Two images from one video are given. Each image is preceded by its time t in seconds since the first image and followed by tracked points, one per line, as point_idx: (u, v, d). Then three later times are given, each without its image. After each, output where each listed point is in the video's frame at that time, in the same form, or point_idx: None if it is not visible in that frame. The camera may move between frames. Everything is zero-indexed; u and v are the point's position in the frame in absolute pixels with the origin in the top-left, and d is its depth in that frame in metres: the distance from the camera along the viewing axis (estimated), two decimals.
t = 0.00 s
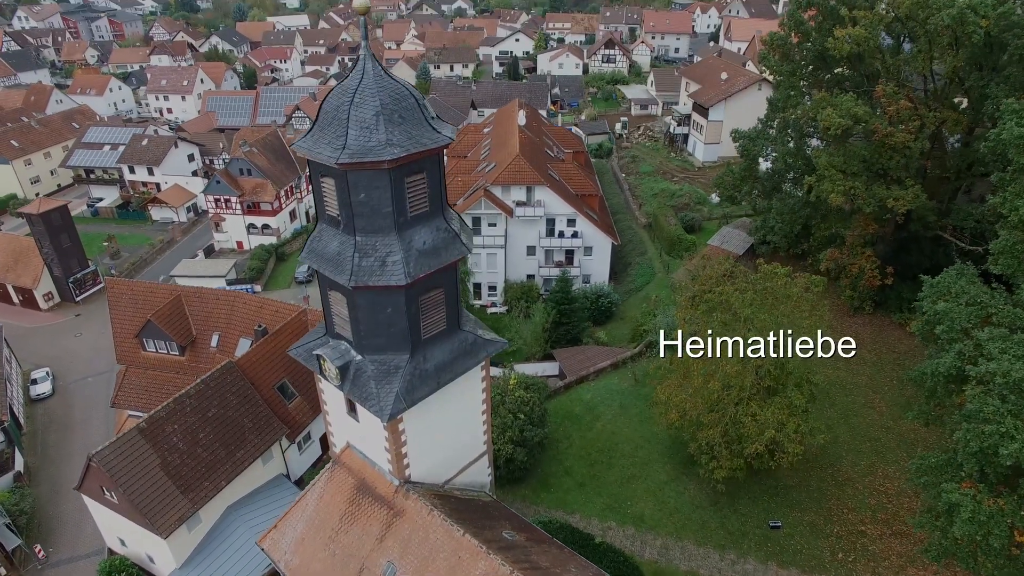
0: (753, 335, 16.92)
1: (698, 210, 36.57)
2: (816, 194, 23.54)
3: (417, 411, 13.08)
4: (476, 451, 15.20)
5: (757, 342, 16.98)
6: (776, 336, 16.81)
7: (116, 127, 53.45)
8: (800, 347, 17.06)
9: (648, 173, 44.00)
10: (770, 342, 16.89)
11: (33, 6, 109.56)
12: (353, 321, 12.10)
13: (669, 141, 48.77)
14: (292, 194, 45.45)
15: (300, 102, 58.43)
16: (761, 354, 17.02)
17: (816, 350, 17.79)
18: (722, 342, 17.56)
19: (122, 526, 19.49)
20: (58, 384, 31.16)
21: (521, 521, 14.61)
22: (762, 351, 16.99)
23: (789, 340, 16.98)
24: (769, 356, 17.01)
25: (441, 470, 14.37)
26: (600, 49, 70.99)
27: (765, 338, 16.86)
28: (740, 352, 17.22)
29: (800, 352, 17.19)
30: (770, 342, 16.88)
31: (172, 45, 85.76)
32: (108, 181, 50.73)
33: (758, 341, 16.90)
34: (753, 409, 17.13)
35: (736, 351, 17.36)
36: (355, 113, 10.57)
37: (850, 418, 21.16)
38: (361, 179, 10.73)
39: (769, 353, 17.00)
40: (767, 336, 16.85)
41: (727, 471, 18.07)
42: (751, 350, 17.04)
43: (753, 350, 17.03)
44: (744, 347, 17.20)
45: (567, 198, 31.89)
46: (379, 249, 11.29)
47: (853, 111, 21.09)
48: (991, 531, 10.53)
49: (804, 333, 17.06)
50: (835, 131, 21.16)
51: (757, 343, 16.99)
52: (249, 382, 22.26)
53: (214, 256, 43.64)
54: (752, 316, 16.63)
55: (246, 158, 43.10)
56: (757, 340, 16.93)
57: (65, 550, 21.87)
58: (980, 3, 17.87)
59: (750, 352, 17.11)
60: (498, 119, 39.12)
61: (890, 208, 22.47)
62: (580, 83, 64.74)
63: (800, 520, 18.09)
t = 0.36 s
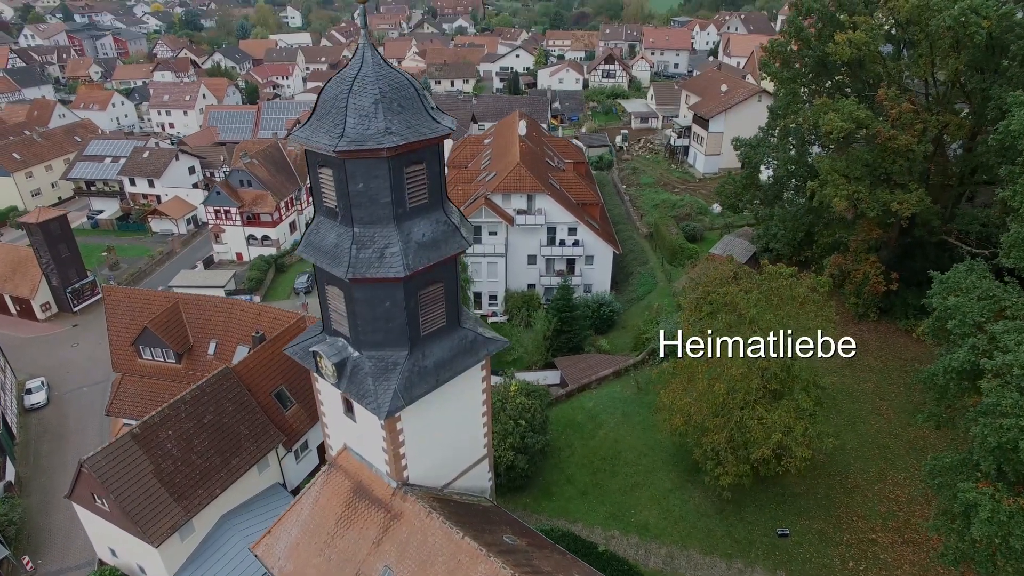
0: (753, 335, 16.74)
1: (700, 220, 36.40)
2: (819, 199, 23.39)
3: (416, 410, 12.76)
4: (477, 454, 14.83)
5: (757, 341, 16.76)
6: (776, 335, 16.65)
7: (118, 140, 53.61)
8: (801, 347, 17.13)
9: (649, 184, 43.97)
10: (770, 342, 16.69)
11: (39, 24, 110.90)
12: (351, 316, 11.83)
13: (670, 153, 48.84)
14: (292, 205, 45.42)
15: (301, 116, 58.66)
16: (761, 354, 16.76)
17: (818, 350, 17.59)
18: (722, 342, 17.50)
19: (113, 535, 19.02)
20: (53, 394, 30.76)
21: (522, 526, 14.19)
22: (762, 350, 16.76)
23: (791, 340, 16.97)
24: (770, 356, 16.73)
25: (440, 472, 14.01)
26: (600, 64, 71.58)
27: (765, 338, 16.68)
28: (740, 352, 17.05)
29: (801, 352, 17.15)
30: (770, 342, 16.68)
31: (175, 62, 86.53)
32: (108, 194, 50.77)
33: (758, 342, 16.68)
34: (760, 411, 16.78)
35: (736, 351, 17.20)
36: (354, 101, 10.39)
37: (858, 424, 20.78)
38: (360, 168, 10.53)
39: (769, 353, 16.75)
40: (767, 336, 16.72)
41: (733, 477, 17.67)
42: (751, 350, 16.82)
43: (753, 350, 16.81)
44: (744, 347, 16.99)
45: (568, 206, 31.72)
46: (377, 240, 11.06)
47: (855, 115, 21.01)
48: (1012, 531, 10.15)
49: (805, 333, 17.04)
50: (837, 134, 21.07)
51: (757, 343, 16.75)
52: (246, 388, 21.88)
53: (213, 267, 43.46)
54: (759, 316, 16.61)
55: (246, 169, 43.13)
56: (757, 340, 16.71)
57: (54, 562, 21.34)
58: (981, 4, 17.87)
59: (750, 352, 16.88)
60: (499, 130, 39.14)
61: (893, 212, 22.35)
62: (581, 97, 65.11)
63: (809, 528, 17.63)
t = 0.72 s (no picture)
0: (753, 335, 16.83)
1: (701, 231, 36.26)
2: (821, 206, 23.26)
3: (414, 410, 12.46)
4: (476, 458, 14.49)
5: (757, 342, 16.80)
6: (776, 335, 16.62)
7: (119, 153, 53.77)
8: (802, 348, 16.85)
9: (649, 196, 43.95)
10: (770, 342, 16.67)
11: (44, 43, 112.17)
12: (347, 312, 11.59)
13: (670, 165, 48.94)
14: (292, 217, 45.36)
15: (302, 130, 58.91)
16: (761, 354, 16.75)
17: (819, 350, 17.20)
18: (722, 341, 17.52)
19: (104, 545, 18.58)
20: (47, 405, 30.38)
21: (523, 532, 13.80)
22: (762, 350, 16.73)
23: (791, 341, 16.64)
24: (770, 356, 16.68)
25: (438, 476, 13.66)
26: (599, 80, 72.19)
27: (765, 338, 16.71)
28: (741, 352, 17.10)
29: (802, 352, 16.86)
30: (770, 342, 16.66)
31: (178, 79, 87.26)
32: (108, 206, 50.81)
33: (758, 342, 16.71)
34: (764, 415, 16.49)
35: (736, 351, 17.24)
36: (352, 91, 10.26)
37: (864, 432, 20.43)
38: (358, 159, 10.38)
39: (770, 353, 16.71)
40: (767, 336, 16.73)
41: (737, 485, 17.30)
42: (751, 350, 16.87)
43: (753, 351, 16.83)
44: (745, 348, 17.02)
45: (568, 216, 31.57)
46: (375, 233, 10.87)
47: (856, 119, 20.97)
48: None
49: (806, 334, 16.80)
50: (838, 139, 21.00)
51: (757, 344, 16.78)
52: (242, 396, 21.54)
53: (211, 279, 43.28)
54: (763, 317, 16.68)
55: (246, 181, 43.18)
56: (757, 340, 16.74)
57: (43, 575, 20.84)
58: (981, 7, 17.88)
59: (750, 352, 16.92)
60: (499, 142, 39.17)
61: (896, 217, 22.22)
62: (581, 112, 65.52)
63: (817, 536, 17.22)
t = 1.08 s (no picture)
0: (752, 335, 16.73)
1: (702, 242, 36.11)
2: (823, 212, 23.15)
3: (412, 410, 12.15)
4: (475, 463, 14.16)
5: (757, 342, 16.68)
6: (776, 335, 16.44)
7: (120, 167, 53.94)
8: (802, 347, 16.67)
9: (650, 208, 43.93)
10: (770, 342, 16.52)
11: (49, 60, 113.36)
12: (344, 308, 11.36)
13: (670, 179, 49.00)
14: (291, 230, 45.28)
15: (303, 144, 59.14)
16: (761, 354, 16.62)
17: (819, 350, 17.15)
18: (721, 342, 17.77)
19: (94, 555, 18.13)
20: (42, 416, 30.01)
21: (524, 538, 13.43)
22: (762, 350, 16.58)
23: (791, 340, 16.45)
24: (770, 356, 16.50)
25: (436, 481, 13.32)
26: (600, 95, 72.80)
27: (765, 338, 16.56)
28: (740, 352, 17.08)
29: (802, 352, 16.70)
30: (770, 342, 16.49)
31: (181, 95, 88.00)
32: (109, 220, 50.86)
33: (757, 341, 16.59)
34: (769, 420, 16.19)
35: (736, 351, 17.30)
36: (350, 82, 10.15)
37: (870, 440, 20.09)
38: (356, 151, 10.24)
39: (769, 353, 16.55)
40: (767, 335, 16.59)
41: (743, 493, 16.93)
42: (751, 350, 16.76)
43: (753, 350, 16.71)
44: (745, 348, 16.98)
45: (568, 226, 31.39)
46: (373, 227, 10.69)
47: (857, 125, 20.95)
48: None
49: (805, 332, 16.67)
50: (840, 144, 20.95)
51: (757, 344, 16.65)
52: (238, 403, 21.21)
53: (210, 291, 43.09)
54: (767, 318, 16.53)
55: (246, 193, 43.23)
56: (757, 340, 16.62)
57: None
58: (981, 11, 17.92)
59: (750, 352, 16.82)
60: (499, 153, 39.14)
61: (900, 223, 22.09)
62: (581, 127, 65.91)
63: (824, 546, 16.83)
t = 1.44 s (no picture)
0: (752, 335, 16.64)
1: (704, 252, 35.95)
2: (824, 219, 23.04)
3: (409, 409, 11.86)
4: (475, 467, 13.82)
5: (757, 342, 16.59)
6: (776, 334, 16.29)
7: (121, 180, 54.07)
8: (801, 347, 16.37)
9: (651, 220, 43.87)
10: (770, 342, 16.41)
11: (53, 79, 114.58)
12: (341, 305, 11.13)
13: (671, 191, 49.05)
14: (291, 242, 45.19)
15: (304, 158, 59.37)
16: (761, 354, 16.53)
17: (820, 350, 16.68)
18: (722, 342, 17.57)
19: (83, 566, 17.70)
20: (35, 427, 29.64)
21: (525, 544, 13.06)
22: (762, 350, 16.52)
23: (792, 338, 16.27)
24: (769, 356, 16.39)
25: (435, 485, 12.98)
26: (600, 111, 73.32)
27: (765, 338, 16.46)
28: (740, 352, 17.01)
29: (802, 352, 16.39)
30: (770, 342, 16.40)
31: (184, 112, 88.63)
32: (109, 233, 50.90)
33: (757, 341, 16.51)
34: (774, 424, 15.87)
35: (737, 351, 17.17)
36: (349, 73, 10.05)
37: (877, 448, 19.76)
38: (354, 142, 10.11)
39: (769, 353, 16.46)
40: (767, 335, 16.49)
41: (748, 501, 16.57)
42: (750, 350, 16.69)
43: (752, 350, 16.63)
44: (745, 348, 16.89)
45: (569, 236, 31.20)
46: (371, 220, 10.51)
47: (858, 130, 20.90)
48: None
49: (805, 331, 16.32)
50: (841, 150, 20.92)
51: (757, 344, 16.56)
52: (234, 411, 20.87)
53: (209, 303, 42.90)
54: (771, 321, 16.29)
55: (246, 206, 43.21)
56: (757, 340, 16.53)
57: None
58: (981, 14, 18.03)
59: (750, 352, 16.73)
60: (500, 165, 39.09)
61: (903, 228, 21.91)
62: (581, 142, 66.23)
63: (833, 555, 16.44)
